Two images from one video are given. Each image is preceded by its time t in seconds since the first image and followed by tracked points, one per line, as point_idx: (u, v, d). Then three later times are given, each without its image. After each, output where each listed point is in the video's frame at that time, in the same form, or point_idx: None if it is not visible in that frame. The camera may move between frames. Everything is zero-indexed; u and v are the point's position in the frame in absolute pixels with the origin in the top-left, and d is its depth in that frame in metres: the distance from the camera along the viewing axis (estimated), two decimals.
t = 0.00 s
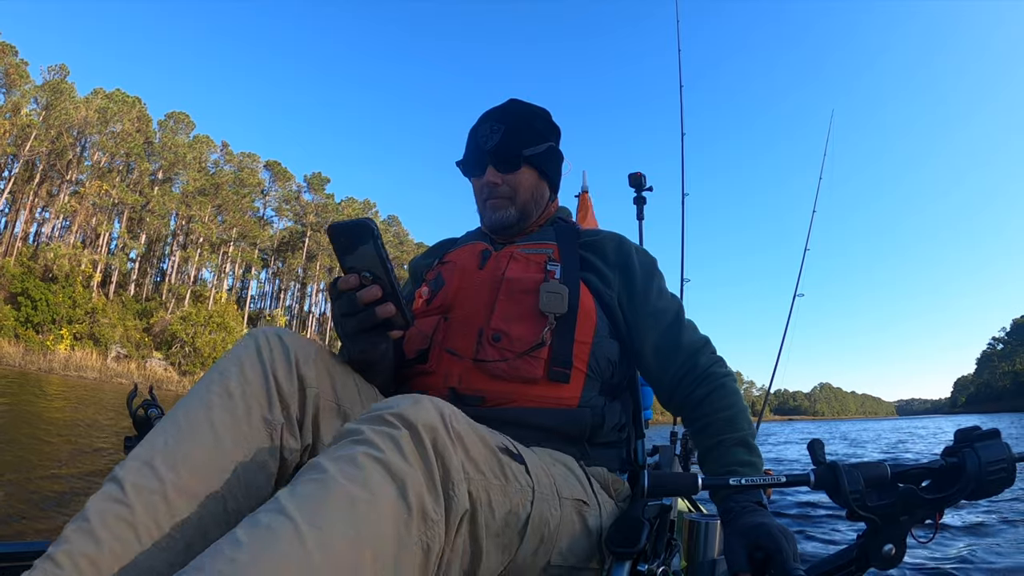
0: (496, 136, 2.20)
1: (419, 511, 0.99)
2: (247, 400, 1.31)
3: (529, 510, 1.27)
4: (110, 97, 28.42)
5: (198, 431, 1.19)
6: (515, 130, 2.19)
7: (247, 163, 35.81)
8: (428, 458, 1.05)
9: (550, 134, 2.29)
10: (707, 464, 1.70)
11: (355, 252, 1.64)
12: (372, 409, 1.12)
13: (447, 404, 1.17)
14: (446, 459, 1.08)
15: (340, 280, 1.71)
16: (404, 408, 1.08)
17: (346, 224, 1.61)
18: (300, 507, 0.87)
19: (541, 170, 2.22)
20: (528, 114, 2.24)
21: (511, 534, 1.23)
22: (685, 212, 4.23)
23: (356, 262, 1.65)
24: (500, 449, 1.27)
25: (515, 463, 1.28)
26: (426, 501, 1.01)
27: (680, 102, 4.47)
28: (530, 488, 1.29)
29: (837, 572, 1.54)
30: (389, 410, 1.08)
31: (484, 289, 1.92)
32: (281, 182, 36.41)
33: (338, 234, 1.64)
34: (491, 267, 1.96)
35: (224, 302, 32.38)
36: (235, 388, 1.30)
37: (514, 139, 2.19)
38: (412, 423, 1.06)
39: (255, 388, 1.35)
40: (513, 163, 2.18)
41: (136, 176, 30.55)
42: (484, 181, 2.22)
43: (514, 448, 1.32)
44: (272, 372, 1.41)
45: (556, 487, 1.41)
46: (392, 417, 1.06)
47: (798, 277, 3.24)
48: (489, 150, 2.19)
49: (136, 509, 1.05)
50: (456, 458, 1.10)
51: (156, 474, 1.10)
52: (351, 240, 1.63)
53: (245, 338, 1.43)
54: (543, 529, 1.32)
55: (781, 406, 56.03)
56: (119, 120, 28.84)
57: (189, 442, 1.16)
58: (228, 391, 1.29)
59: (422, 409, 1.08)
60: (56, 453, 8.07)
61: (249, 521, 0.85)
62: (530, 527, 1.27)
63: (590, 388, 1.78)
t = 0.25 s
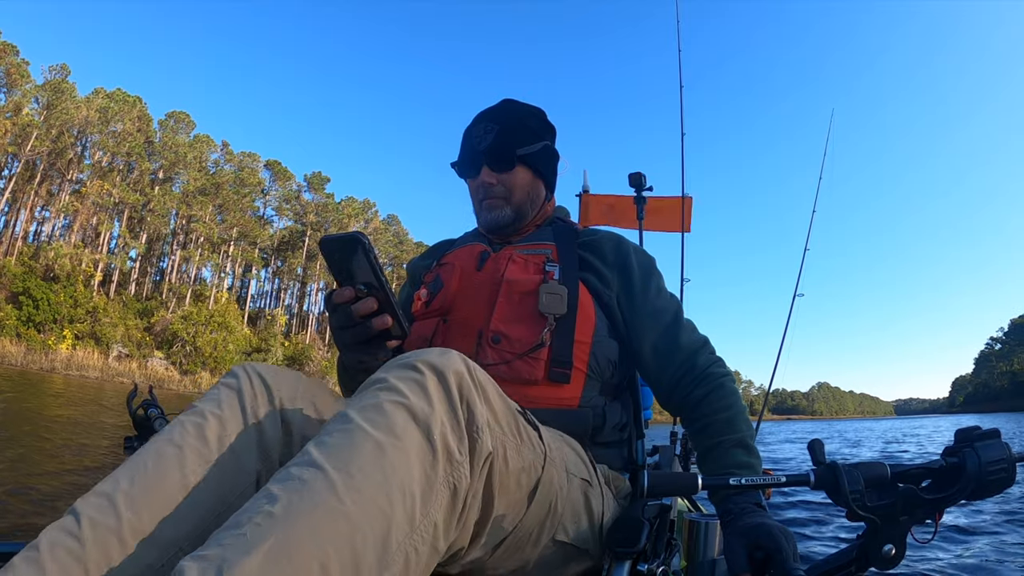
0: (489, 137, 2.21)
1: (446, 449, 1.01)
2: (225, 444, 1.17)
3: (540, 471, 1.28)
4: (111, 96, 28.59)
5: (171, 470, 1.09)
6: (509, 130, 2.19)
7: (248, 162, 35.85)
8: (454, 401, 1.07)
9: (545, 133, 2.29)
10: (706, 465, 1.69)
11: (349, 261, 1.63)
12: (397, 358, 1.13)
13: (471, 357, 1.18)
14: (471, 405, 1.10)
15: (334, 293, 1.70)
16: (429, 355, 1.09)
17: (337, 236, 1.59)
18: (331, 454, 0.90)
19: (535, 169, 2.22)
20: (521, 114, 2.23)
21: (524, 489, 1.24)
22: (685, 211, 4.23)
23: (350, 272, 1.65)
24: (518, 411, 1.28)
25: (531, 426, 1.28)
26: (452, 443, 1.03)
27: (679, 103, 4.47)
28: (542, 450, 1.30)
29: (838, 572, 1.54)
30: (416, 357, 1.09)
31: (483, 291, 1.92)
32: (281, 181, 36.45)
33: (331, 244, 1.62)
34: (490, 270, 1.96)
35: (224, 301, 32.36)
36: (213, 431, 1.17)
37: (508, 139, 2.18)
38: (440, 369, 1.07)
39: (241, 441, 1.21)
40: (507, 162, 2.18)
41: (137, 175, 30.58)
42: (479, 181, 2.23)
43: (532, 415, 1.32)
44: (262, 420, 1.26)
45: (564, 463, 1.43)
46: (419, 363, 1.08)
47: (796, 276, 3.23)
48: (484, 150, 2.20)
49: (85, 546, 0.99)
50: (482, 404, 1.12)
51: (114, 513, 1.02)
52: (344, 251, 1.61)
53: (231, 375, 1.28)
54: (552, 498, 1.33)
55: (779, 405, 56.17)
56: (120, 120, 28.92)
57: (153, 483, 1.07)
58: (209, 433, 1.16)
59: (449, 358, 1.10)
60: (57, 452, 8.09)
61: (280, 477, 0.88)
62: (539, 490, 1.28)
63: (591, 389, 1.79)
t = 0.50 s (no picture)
0: (484, 137, 2.20)
1: (471, 420, 1.03)
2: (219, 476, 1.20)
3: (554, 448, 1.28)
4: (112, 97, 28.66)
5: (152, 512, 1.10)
6: (503, 130, 2.19)
7: (247, 162, 35.87)
8: (477, 370, 1.09)
9: (540, 132, 2.29)
10: (706, 465, 1.70)
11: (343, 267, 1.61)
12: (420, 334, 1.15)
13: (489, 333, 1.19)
14: (495, 375, 1.12)
15: (332, 297, 1.70)
16: (451, 328, 1.12)
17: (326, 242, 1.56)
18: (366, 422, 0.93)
19: (531, 168, 2.22)
20: (517, 115, 2.23)
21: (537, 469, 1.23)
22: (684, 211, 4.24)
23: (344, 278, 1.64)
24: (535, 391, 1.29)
25: (548, 409, 1.29)
26: (476, 414, 1.05)
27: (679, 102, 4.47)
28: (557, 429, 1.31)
29: (839, 573, 1.55)
30: (439, 331, 1.12)
31: (482, 291, 1.92)
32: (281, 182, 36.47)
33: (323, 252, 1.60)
34: (487, 271, 1.96)
35: (225, 301, 32.31)
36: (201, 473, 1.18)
37: (503, 138, 2.18)
38: (468, 346, 1.10)
39: (227, 487, 1.21)
40: (503, 162, 2.17)
41: (137, 175, 30.57)
42: (475, 182, 2.23)
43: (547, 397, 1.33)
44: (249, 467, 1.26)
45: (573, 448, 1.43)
46: (444, 337, 1.11)
47: (795, 276, 3.23)
48: (479, 151, 2.20)
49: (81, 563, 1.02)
50: (506, 375, 1.14)
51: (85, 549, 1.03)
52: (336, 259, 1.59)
53: (223, 416, 1.27)
54: (563, 479, 1.33)
55: (777, 406, 56.35)
56: (120, 120, 28.97)
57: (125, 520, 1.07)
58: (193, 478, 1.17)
59: (473, 332, 1.13)
60: (60, 451, 8.10)
61: (310, 456, 0.90)
62: (553, 468, 1.27)
63: (590, 387, 1.79)
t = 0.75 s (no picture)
0: (480, 138, 2.20)
1: (489, 402, 1.04)
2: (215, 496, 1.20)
3: (563, 437, 1.29)
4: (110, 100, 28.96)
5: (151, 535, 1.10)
6: (498, 131, 2.19)
7: (246, 164, 35.90)
8: (494, 353, 1.09)
9: (535, 133, 2.29)
10: (705, 465, 1.69)
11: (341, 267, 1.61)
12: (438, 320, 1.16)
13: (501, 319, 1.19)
14: (511, 360, 1.12)
15: (330, 299, 1.70)
16: (467, 316, 1.13)
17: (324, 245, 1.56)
18: (383, 413, 0.95)
19: (527, 168, 2.22)
20: (512, 116, 2.23)
21: (550, 454, 1.24)
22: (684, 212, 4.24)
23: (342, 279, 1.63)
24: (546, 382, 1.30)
25: (558, 400, 1.29)
26: (495, 396, 1.05)
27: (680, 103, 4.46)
28: (565, 421, 1.31)
29: (838, 573, 1.56)
30: (456, 317, 1.13)
31: (481, 291, 1.92)
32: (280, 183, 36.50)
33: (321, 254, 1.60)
34: (485, 271, 1.96)
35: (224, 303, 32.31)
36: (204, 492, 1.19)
37: (498, 139, 2.18)
38: (484, 332, 1.10)
39: (221, 515, 1.20)
40: (499, 164, 2.17)
41: (136, 177, 30.60)
42: (471, 183, 2.22)
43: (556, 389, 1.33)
44: (242, 495, 1.25)
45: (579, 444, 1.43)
46: (462, 321, 1.12)
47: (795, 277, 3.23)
48: (475, 151, 2.19)
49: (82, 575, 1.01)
50: (522, 359, 1.14)
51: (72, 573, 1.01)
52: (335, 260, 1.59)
53: (217, 448, 1.28)
54: (572, 467, 1.33)
55: (776, 407, 56.44)
56: (119, 122, 29.09)
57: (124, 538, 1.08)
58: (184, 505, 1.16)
59: (488, 319, 1.14)
60: (61, 454, 8.10)
61: (332, 445, 0.93)
62: (561, 458, 1.28)
63: (591, 386, 1.79)
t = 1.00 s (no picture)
0: (484, 136, 2.20)
1: (501, 392, 1.04)
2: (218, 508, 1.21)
3: (568, 430, 1.29)
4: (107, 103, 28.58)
5: (155, 548, 1.10)
6: (501, 130, 2.19)
7: (244, 168, 35.86)
8: (505, 343, 1.09)
9: (539, 133, 2.29)
10: (705, 465, 1.69)
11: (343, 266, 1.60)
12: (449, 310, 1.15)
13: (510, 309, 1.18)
14: (522, 349, 1.12)
15: (332, 299, 1.69)
16: (479, 307, 1.12)
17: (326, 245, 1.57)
18: (395, 404, 0.94)
19: (530, 168, 2.23)
20: (515, 116, 2.23)
21: (555, 445, 1.25)
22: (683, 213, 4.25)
23: (345, 279, 1.63)
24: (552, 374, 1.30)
25: (564, 393, 1.30)
26: (506, 386, 1.06)
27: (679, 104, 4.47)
28: (570, 415, 1.32)
29: (837, 573, 1.56)
30: (468, 307, 1.12)
31: (482, 291, 1.92)
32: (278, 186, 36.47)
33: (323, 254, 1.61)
34: (487, 269, 1.96)
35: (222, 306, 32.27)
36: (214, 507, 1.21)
37: (502, 138, 2.19)
38: (495, 320, 1.11)
39: (223, 527, 1.20)
40: (503, 163, 2.18)
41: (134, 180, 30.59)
42: (475, 182, 2.22)
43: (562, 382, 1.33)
44: (241, 511, 1.25)
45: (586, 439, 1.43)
46: (474, 311, 1.12)
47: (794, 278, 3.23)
48: (479, 150, 2.19)
49: None
50: (532, 347, 1.15)
51: None
52: (337, 258, 1.59)
53: (218, 466, 1.29)
54: (576, 459, 1.33)
55: (773, 406, 56.55)
56: (117, 126, 29.03)
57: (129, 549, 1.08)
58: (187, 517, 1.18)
59: (499, 308, 1.14)
60: (58, 457, 8.07)
61: (346, 436, 0.92)
62: (565, 451, 1.28)
63: (594, 385, 1.80)
